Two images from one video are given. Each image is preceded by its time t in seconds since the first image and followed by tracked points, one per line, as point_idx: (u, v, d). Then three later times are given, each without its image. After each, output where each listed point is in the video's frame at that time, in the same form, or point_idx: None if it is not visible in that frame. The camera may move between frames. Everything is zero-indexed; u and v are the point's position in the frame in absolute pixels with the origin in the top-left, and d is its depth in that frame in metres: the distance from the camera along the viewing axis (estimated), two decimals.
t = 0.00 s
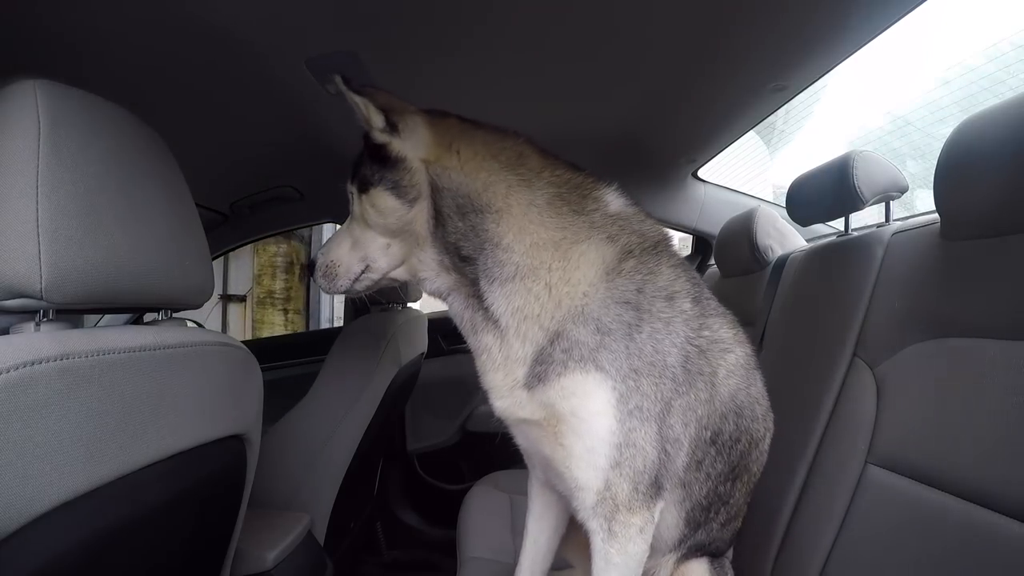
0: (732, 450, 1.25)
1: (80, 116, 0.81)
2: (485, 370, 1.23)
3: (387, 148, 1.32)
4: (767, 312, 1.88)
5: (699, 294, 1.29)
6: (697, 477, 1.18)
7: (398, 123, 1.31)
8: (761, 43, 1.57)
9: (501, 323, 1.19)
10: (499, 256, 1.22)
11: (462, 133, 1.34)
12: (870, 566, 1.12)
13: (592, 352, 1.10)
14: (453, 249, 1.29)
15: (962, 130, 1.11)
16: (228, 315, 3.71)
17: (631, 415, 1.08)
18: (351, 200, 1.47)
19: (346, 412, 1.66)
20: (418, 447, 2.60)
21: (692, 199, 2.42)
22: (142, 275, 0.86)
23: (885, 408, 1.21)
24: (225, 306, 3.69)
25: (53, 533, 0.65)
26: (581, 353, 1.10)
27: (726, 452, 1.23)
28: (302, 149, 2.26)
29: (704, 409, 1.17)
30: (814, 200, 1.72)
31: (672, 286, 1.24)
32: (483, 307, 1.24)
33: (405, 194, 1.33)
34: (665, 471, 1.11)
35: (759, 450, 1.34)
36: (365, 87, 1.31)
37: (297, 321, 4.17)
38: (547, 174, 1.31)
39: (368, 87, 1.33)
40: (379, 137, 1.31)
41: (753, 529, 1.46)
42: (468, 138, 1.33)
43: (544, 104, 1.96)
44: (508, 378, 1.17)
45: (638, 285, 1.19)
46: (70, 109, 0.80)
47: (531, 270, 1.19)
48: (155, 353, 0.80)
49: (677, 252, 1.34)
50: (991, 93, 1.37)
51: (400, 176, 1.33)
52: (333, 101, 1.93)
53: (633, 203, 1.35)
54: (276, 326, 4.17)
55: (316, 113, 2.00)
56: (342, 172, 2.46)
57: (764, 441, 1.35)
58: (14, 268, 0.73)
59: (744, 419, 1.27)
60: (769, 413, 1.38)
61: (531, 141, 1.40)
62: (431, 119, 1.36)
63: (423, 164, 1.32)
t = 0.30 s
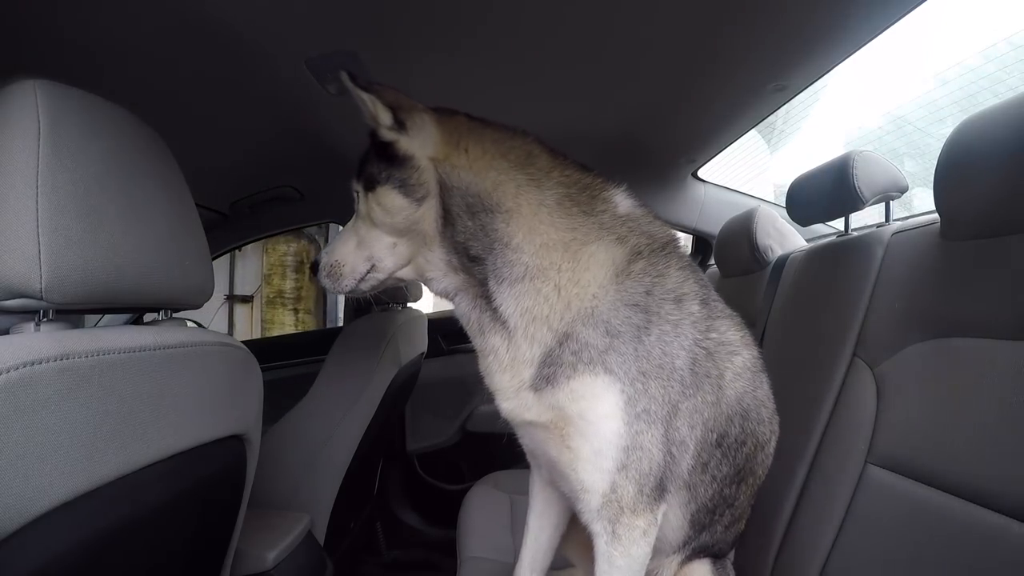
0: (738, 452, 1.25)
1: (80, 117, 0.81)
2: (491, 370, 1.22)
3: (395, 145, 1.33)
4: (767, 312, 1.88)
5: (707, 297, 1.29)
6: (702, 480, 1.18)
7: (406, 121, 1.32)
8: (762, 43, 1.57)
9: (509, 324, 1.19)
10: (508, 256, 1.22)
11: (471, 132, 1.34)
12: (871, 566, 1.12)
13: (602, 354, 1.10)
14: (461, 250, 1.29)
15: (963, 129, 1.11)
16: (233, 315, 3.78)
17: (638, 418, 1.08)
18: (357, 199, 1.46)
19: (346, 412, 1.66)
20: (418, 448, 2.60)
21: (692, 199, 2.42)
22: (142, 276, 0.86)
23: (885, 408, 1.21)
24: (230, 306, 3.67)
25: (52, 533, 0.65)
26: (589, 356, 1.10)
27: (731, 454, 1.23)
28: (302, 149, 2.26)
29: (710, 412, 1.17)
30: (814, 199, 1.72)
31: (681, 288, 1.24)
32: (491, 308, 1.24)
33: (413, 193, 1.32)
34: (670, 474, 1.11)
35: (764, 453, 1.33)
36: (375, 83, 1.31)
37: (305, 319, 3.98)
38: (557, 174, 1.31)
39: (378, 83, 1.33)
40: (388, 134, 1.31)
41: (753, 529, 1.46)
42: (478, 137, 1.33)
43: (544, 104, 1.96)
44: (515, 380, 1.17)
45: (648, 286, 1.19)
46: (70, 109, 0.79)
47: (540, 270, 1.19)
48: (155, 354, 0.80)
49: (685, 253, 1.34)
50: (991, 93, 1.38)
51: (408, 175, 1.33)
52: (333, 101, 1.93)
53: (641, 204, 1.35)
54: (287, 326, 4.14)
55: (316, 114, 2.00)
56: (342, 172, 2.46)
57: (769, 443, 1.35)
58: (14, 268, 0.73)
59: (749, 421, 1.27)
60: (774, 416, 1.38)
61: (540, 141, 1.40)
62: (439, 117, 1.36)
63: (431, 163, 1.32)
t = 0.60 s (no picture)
0: (734, 450, 1.25)
1: (81, 117, 0.81)
2: (489, 369, 1.22)
3: (391, 147, 1.33)
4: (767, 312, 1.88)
5: (703, 296, 1.29)
6: (700, 478, 1.18)
7: (401, 122, 1.32)
8: (762, 43, 1.57)
9: (508, 325, 1.19)
10: (506, 259, 1.22)
11: (467, 133, 1.34)
12: (871, 566, 1.11)
13: (600, 355, 1.10)
14: (459, 251, 1.28)
15: (963, 129, 1.11)
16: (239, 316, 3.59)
17: (636, 418, 1.08)
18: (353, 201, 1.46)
19: (347, 412, 1.66)
20: (418, 448, 2.60)
21: (692, 199, 2.42)
22: (142, 276, 0.86)
23: (885, 408, 1.21)
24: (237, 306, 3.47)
25: (52, 533, 0.65)
26: (588, 356, 1.10)
27: (728, 452, 1.23)
28: (303, 148, 2.26)
29: (707, 411, 1.17)
30: (814, 200, 1.72)
31: (678, 289, 1.25)
32: (489, 309, 1.24)
33: (410, 195, 1.32)
34: (667, 473, 1.11)
35: (761, 450, 1.34)
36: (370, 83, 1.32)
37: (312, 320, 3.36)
38: (554, 175, 1.31)
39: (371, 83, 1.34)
40: (383, 136, 1.32)
41: (754, 529, 1.46)
42: (474, 137, 1.33)
43: (544, 104, 1.96)
44: (513, 381, 1.17)
45: (645, 287, 1.19)
46: (70, 109, 0.79)
47: (538, 271, 1.19)
48: (155, 353, 0.80)
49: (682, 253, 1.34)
50: (991, 93, 1.40)
51: (404, 176, 1.33)
52: (333, 101, 1.92)
53: (638, 204, 1.35)
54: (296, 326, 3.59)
55: (316, 114, 2.00)
56: (342, 172, 2.46)
57: (766, 441, 1.35)
58: (14, 268, 0.73)
59: (746, 419, 1.27)
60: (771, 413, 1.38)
61: (537, 141, 1.40)
62: (435, 118, 1.36)
63: (428, 163, 1.32)
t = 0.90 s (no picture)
0: (740, 452, 1.25)
1: (81, 116, 0.81)
2: (495, 368, 1.22)
3: (380, 165, 1.34)
4: (767, 312, 1.88)
5: (712, 298, 1.30)
6: (705, 480, 1.18)
7: (390, 141, 1.33)
8: (762, 43, 1.57)
9: (513, 322, 1.18)
10: (510, 255, 1.22)
11: (457, 136, 1.32)
12: (872, 566, 1.11)
13: (609, 354, 1.11)
14: (458, 248, 1.28)
15: (963, 129, 1.11)
16: (244, 316, 3.61)
17: (644, 420, 1.08)
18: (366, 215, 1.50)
19: (347, 412, 1.66)
20: (418, 448, 2.60)
21: (692, 199, 2.42)
22: (142, 276, 0.86)
23: (885, 408, 1.21)
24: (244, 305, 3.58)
25: (51, 534, 0.64)
26: (596, 356, 1.11)
27: (732, 455, 1.23)
28: (303, 149, 2.26)
29: (713, 413, 1.18)
30: (814, 200, 1.72)
31: (687, 291, 1.25)
32: (493, 306, 1.23)
33: (398, 203, 1.34)
34: (671, 475, 1.11)
35: (766, 451, 1.34)
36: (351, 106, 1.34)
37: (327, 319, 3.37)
38: (556, 176, 1.30)
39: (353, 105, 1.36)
40: (372, 155, 1.34)
41: (754, 529, 1.46)
42: (463, 140, 1.32)
43: (544, 104, 1.96)
44: (522, 381, 1.16)
45: (653, 289, 1.20)
46: (70, 108, 0.79)
47: (541, 270, 1.18)
48: (155, 353, 0.80)
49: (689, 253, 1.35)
50: (991, 93, 1.40)
51: (399, 187, 1.33)
52: (332, 101, 1.92)
53: (646, 204, 1.35)
54: (306, 327, 3.47)
55: (316, 114, 2.00)
56: (342, 172, 2.46)
57: (770, 443, 1.35)
58: (14, 268, 0.73)
59: (751, 422, 1.27)
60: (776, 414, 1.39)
61: (539, 140, 1.38)
62: (421, 131, 1.35)
63: (416, 171, 1.31)
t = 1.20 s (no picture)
0: (746, 460, 1.25)
1: (81, 116, 0.81)
2: (497, 358, 1.23)
3: (413, 173, 1.37)
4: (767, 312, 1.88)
5: (725, 302, 1.30)
6: (711, 487, 1.18)
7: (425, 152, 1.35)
8: (762, 43, 1.57)
9: (512, 308, 1.20)
10: (511, 244, 1.22)
11: (482, 148, 1.31)
12: (871, 567, 1.11)
13: (606, 346, 1.11)
14: (462, 241, 1.30)
15: (963, 129, 1.11)
16: (253, 316, 3.29)
17: (645, 417, 1.08)
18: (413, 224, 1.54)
19: (347, 412, 1.66)
20: (418, 448, 2.61)
21: (692, 199, 2.42)
22: (142, 276, 0.86)
23: (885, 408, 1.22)
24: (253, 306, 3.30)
25: (51, 533, 0.65)
26: (594, 348, 1.11)
27: (740, 463, 1.23)
28: (303, 148, 2.26)
29: (722, 417, 1.18)
30: (814, 200, 1.72)
31: (693, 289, 1.25)
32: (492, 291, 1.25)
33: (427, 207, 1.37)
34: (678, 479, 1.11)
35: (772, 461, 1.33)
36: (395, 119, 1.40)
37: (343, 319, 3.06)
38: (558, 172, 1.28)
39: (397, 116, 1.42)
40: (409, 166, 1.38)
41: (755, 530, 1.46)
42: (479, 142, 1.32)
43: (544, 104, 1.96)
44: (526, 367, 1.16)
45: (654, 284, 1.20)
46: (70, 108, 0.79)
47: (536, 259, 1.19)
48: (155, 353, 0.80)
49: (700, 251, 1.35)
50: (991, 93, 1.39)
51: (428, 193, 1.36)
52: (332, 101, 1.92)
53: (654, 204, 1.34)
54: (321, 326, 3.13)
55: (315, 114, 2.00)
56: (342, 172, 2.46)
57: (776, 452, 1.34)
58: (14, 268, 0.73)
59: (759, 430, 1.27)
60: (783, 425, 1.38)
61: (564, 146, 1.34)
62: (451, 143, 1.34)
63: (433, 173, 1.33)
